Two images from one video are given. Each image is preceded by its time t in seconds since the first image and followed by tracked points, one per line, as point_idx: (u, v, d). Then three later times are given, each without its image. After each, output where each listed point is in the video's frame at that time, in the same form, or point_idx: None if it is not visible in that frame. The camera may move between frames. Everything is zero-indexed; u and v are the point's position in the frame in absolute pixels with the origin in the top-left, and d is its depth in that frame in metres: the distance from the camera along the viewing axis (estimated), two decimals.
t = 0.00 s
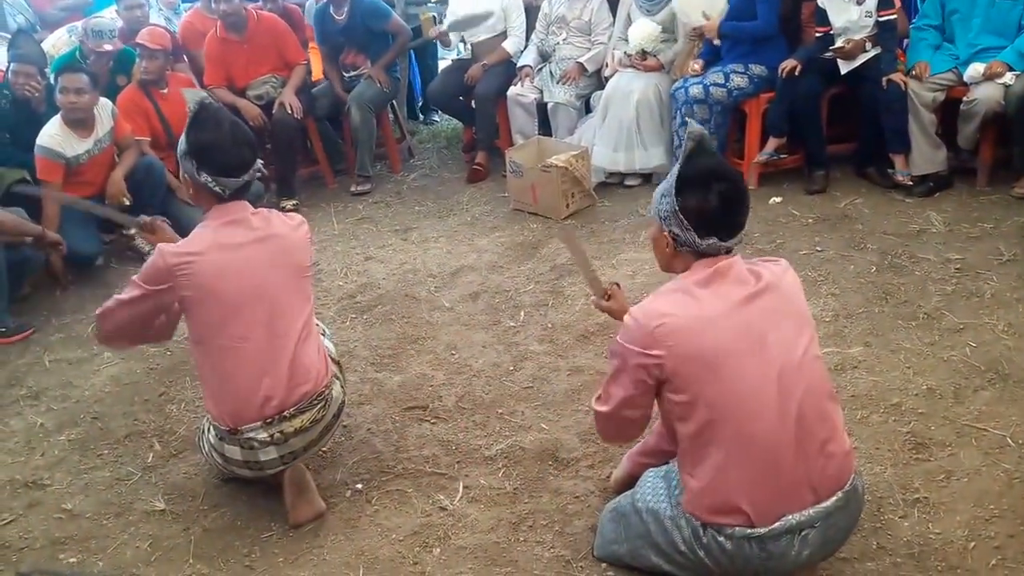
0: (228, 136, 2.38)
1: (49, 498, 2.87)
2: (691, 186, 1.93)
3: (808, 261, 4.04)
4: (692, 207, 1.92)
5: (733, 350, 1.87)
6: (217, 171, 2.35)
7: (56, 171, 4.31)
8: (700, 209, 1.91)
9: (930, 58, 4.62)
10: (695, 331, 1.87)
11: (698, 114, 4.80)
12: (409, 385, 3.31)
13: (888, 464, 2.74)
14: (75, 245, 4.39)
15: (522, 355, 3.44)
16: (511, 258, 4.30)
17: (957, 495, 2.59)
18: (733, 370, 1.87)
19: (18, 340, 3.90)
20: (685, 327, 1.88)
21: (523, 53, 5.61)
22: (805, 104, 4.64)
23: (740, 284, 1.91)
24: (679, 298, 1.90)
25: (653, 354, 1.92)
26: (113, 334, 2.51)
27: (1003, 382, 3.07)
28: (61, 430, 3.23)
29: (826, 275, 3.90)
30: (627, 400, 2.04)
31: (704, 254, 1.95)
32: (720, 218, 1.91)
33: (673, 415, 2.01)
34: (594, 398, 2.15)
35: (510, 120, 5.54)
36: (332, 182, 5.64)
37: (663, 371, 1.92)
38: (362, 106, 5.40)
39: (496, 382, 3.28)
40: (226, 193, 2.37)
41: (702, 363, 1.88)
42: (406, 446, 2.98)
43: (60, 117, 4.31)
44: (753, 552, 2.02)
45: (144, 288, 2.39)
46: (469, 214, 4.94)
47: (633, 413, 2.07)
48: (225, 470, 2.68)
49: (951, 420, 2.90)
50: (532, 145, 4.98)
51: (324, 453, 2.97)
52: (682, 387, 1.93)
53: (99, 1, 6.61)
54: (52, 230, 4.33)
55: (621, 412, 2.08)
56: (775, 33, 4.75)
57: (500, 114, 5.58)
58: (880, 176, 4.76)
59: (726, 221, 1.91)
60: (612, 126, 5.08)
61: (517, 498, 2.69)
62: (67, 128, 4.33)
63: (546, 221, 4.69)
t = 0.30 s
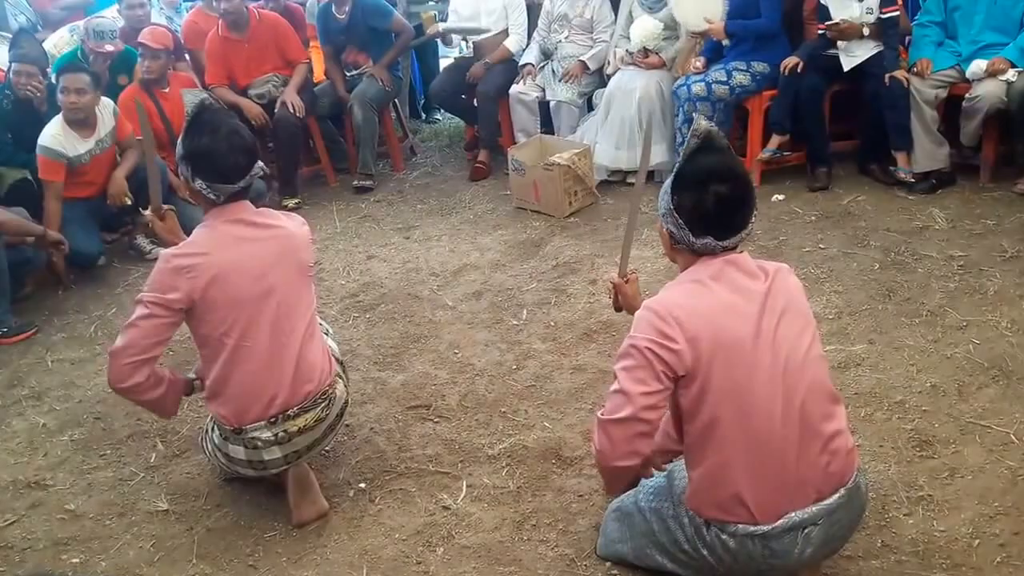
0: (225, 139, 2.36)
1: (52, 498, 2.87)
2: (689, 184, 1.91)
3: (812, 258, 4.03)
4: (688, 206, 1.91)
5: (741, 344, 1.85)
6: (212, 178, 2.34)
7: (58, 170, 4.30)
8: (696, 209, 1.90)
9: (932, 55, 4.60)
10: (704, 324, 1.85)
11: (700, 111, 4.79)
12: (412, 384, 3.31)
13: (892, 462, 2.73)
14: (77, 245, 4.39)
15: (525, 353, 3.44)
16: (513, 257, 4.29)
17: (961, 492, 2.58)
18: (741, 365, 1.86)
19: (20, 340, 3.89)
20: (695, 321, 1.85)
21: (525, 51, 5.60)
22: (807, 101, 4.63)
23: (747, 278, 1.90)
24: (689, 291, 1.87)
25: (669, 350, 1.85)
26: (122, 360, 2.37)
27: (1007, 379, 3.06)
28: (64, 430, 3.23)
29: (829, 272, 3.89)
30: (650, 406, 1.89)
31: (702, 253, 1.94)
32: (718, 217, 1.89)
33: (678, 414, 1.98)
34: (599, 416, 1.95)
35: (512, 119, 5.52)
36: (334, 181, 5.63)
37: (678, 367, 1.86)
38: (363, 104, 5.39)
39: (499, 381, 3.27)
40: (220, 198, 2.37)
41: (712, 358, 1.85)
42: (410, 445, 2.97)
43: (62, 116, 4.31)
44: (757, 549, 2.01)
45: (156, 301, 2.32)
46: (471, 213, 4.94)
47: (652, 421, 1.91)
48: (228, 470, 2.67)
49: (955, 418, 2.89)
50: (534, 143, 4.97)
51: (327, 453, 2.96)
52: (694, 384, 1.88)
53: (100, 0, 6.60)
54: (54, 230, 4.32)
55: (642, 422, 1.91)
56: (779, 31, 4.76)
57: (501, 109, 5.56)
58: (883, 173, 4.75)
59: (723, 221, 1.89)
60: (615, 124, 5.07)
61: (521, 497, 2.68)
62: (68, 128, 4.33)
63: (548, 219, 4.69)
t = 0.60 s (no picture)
0: (219, 143, 2.34)
1: (55, 498, 2.87)
2: (674, 186, 1.90)
3: (815, 255, 4.02)
4: (671, 206, 1.91)
5: (747, 342, 1.84)
6: (205, 184, 2.34)
7: (60, 170, 4.29)
8: (679, 210, 1.90)
9: (935, 51, 4.58)
10: (712, 323, 1.83)
11: (702, 108, 4.78)
12: (415, 383, 3.30)
13: (897, 459, 2.72)
14: (79, 245, 4.38)
15: (528, 352, 3.43)
16: (516, 255, 4.28)
17: (967, 489, 2.57)
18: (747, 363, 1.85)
19: (23, 340, 3.89)
20: (703, 319, 1.83)
21: (527, 49, 5.58)
22: (810, 97, 4.61)
23: (752, 276, 1.89)
24: (696, 290, 1.86)
25: (679, 350, 1.82)
26: (146, 364, 2.32)
27: (1011, 375, 3.05)
28: (67, 430, 3.23)
29: (833, 269, 3.88)
30: (670, 409, 1.85)
31: (691, 253, 1.94)
32: (703, 219, 1.88)
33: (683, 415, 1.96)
34: (618, 424, 1.90)
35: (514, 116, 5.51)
36: (336, 179, 5.62)
37: (688, 368, 1.84)
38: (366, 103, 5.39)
39: (503, 379, 3.27)
40: (214, 203, 2.37)
41: (719, 357, 1.84)
42: (413, 444, 2.96)
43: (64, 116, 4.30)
44: (763, 547, 2.00)
45: (166, 300, 2.29)
46: (474, 211, 4.93)
47: (673, 425, 1.87)
48: (232, 469, 2.67)
49: (959, 414, 2.88)
50: (537, 141, 4.96)
51: (331, 452, 2.96)
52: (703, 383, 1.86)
53: None
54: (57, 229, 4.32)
55: (662, 426, 1.86)
56: (782, 27, 4.76)
57: (504, 108, 5.56)
58: (885, 169, 4.74)
59: (708, 222, 1.88)
60: (617, 121, 5.06)
61: (525, 496, 2.67)
62: (70, 128, 4.32)
63: (551, 217, 4.68)
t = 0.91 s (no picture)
0: (214, 144, 2.32)
1: (58, 499, 2.86)
2: (672, 182, 1.88)
3: (819, 251, 4.01)
4: (667, 203, 1.90)
5: (751, 339, 1.84)
6: (201, 185, 2.33)
7: (62, 170, 4.29)
8: (676, 207, 1.89)
9: (938, 47, 4.56)
10: (718, 321, 1.82)
11: (704, 105, 4.79)
12: (419, 381, 3.29)
13: (902, 455, 2.71)
14: (82, 244, 4.38)
15: (532, 349, 3.42)
16: (519, 253, 4.28)
17: (972, 485, 2.56)
18: (752, 360, 1.84)
19: (25, 340, 3.89)
20: (708, 317, 1.82)
21: (529, 48, 5.57)
22: (813, 94, 4.60)
23: (756, 273, 1.88)
24: (701, 288, 1.85)
25: (685, 349, 1.81)
26: (154, 366, 2.30)
27: (1016, 371, 3.04)
28: (70, 430, 3.22)
29: (836, 265, 3.86)
30: (677, 409, 1.84)
31: (691, 250, 1.92)
32: (700, 216, 1.87)
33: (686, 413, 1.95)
34: (624, 425, 1.88)
35: (516, 114, 5.50)
36: (338, 178, 5.61)
37: (694, 367, 1.83)
38: (368, 101, 5.38)
39: (506, 377, 3.26)
40: (212, 202, 2.37)
41: (724, 356, 1.83)
42: (417, 443, 2.96)
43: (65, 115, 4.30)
44: (769, 543, 1.99)
45: (172, 301, 2.28)
46: (476, 209, 4.92)
47: (680, 425, 1.86)
48: (236, 469, 2.66)
49: (963, 411, 2.87)
50: (539, 139, 4.95)
51: (334, 451, 2.95)
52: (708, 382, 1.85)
53: None
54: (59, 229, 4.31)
55: (669, 427, 1.85)
56: (783, 23, 4.74)
57: (506, 106, 5.54)
58: (888, 165, 4.72)
59: (705, 220, 1.87)
60: (619, 117, 5.03)
61: (529, 495, 2.66)
62: (71, 127, 4.31)
63: (553, 214, 4.66)
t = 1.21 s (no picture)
0: (201, 134, 2.38)
1: (61, 500, 2.86)
2: (675, 177, 1.87)
3: (822, 248, 3.99)
4: (670, 199, 1.89)
5: (756, 336, 1.83)
6: (194, 169, 2.35)
7: (63, 170, 4.28)
8: (679, 203, 1.88)
9: (940, 43, 4.54)
10: (722, 320, 1.81)
11: (708, 102, 4.80)
12: (422, 380, 3.29)
13: (906, 452, 2.70)
14: (84, 244, 4.37)
15: (536, 348, 3.41)
16: (522, 251, 4.27)
17: (977, 482, 2.55)
18: (756, 357, 1.83)
19: (28, 341, 3.88)
20: (713, 315, 1.81)
21: (531, 46, 5.54)
22: (816, 90, 4.58)
23: (761, 270, 1.87)
24: (705, 286, 1.83)
25: (691, 349, 1.80)
26: (159, 369, 2.30)
27: (1020, 366, 3.03)
28: (73, 431, 3.22)
29: (839, 262, 3.85)
30: (683, 409, 1.83)
31: (696, 246, 1.91)
32: (703, 212, 1.85)
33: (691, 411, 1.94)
34: (630, 425, 1.87)
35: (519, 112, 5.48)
36: (341, 176, 5.60)
37: (699, 366, 1.82)
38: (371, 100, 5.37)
39: (510, 376, 3.25)
40: (210, 184, 2.34)
41: (729, 353, 1.82)
42: (421, 442, 2.95)
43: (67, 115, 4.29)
44: (775, 541, 1.98)
45: (176, 302, 2.27)
46: (479, 207, 4.91)
47: (685, 425, 1.85)
48: (241, 469, 2.65)
49: (968, 407, 2.86)
50: (542, 137, 4.94)
51: (337, 451, 2.94)
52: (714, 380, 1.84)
53: None
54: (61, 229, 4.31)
55: (675, 427, 1.84)
56: (787, 21, 4.72)
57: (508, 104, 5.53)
58: (891, 161, 4.70)
59: (707, 215, 1.85)
60: (622, 115, 5.03)
61: (533, 493, 2.65)
62: (73, 127, 4.31)
63: (556, 212, 4.66)
